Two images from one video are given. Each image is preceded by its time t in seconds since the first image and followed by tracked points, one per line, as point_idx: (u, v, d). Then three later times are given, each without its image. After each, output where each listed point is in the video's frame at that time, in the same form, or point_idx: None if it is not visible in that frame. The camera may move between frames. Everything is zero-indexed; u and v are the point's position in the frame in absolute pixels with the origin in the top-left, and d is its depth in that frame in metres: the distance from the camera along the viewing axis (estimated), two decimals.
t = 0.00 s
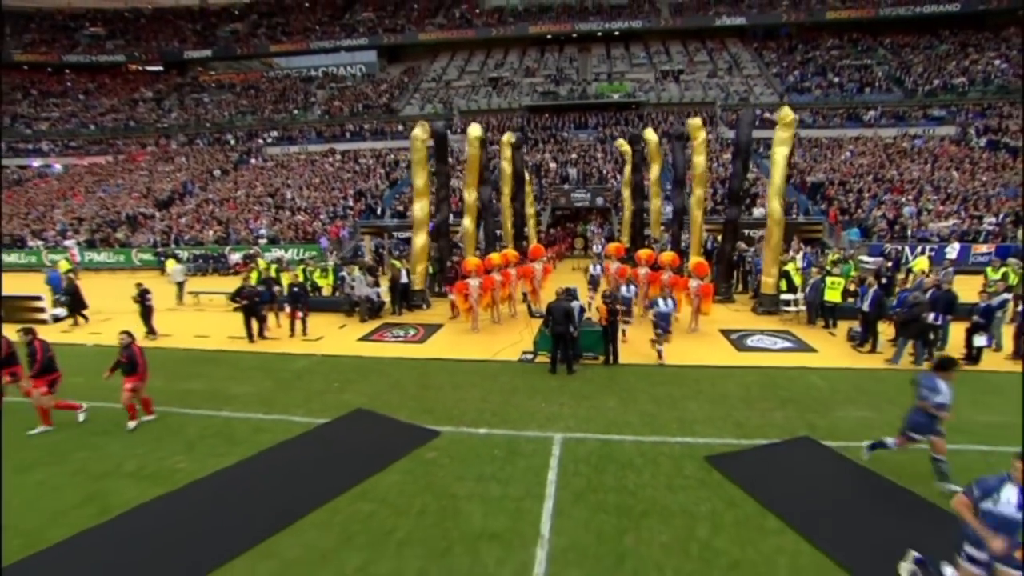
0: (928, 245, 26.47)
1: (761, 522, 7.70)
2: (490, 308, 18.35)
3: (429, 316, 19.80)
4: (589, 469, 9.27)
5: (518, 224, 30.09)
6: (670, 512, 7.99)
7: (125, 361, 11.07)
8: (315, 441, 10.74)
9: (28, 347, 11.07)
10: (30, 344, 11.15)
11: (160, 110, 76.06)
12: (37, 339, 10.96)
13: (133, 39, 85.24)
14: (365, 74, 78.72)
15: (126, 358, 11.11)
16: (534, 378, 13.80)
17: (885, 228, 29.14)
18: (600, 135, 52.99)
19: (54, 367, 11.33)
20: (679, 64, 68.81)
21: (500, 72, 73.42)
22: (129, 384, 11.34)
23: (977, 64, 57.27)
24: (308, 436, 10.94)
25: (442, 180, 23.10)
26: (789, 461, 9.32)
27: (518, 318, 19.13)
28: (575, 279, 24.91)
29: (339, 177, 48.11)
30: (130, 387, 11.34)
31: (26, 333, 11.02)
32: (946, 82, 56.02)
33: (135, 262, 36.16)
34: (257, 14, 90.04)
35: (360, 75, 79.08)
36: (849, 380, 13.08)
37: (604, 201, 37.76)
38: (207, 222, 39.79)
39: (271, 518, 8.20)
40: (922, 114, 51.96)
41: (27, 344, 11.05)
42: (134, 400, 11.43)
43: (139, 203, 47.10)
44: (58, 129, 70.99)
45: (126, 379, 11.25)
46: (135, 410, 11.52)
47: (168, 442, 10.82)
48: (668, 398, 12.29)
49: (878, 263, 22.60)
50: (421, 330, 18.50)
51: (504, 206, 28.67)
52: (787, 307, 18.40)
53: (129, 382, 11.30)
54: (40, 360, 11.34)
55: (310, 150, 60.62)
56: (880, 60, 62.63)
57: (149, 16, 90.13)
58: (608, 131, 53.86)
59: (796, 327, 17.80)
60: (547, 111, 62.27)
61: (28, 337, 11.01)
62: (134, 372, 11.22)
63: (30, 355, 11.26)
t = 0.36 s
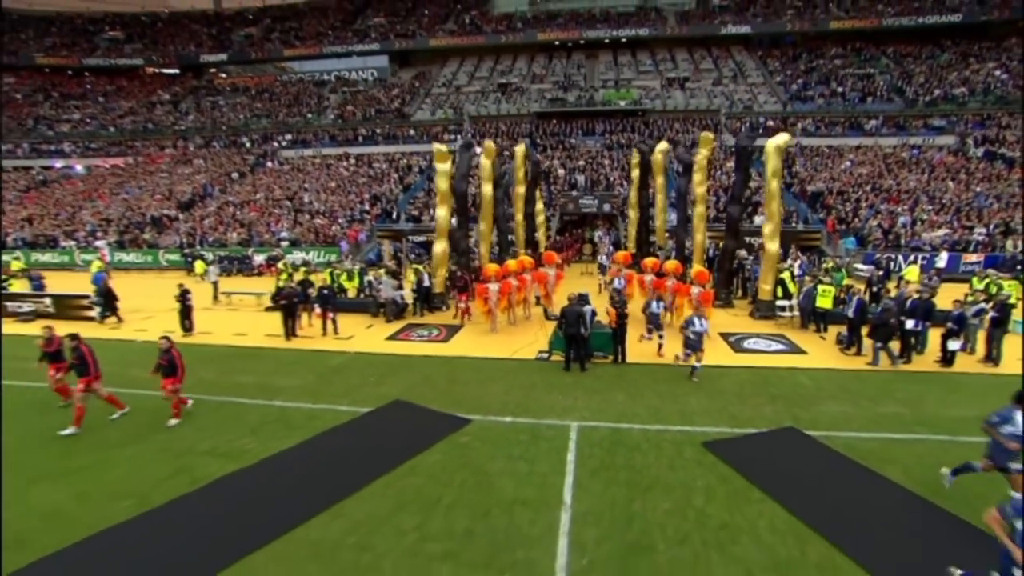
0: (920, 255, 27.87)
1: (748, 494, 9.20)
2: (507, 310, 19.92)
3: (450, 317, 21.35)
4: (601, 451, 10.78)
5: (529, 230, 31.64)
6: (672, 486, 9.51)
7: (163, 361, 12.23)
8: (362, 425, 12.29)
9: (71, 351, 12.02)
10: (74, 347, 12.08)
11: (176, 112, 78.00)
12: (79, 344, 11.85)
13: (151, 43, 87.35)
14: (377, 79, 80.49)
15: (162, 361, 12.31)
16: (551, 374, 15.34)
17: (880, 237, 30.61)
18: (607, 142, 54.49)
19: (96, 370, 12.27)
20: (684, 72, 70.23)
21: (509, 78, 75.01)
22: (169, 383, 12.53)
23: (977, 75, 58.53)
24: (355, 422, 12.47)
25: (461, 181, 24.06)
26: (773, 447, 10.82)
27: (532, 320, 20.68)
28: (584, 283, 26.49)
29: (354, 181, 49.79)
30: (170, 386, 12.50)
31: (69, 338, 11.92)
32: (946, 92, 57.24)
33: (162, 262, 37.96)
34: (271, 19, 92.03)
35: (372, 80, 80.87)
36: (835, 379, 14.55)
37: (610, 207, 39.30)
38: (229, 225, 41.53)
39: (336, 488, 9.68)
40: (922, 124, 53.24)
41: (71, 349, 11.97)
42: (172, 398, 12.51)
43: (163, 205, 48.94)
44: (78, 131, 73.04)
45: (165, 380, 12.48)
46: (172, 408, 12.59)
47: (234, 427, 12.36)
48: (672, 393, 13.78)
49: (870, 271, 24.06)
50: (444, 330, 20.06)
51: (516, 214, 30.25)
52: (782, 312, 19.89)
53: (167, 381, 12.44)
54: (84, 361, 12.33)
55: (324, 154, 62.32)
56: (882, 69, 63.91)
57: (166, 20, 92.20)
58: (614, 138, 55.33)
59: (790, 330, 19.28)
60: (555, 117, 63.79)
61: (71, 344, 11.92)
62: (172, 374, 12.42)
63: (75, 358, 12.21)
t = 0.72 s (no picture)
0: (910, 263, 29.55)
1: (744, 477, 10.86)
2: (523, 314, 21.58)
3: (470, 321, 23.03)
4: (618, 441, 12.46)
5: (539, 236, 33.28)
6: (679, 469, 11.17)
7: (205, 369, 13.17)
8: (404, 418, 13.92)
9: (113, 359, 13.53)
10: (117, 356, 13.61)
11: (189, 115, 79.71)
12: (121, 352, 13.36)
13: (162, 46, 88.90)
14: (385, 83, 82.08)
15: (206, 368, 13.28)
16: (568, 374, 16.99)
17: (873, 245, 32.30)
18: (611, 148, 56.10)
19: (138, 374, 13.61)
20: (687, 79, 71.74)
21: (515, 83, 76.58)
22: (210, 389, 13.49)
23: (973, 84, 59.98)
24: (398, 415, 14.09)
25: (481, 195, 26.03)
26: (767, 438, 12.50)
27: (547, 325, 22.31)
28: (593, 288, 28.16)
29: (367, 186, 51.36)
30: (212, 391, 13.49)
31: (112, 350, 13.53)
32: (942, 101, 58.78)
33: (186, 264, 39.68)
34: (280, 22, 93.69)
35: (380, 84, 82.42)
36: (824, 380, 16.20)
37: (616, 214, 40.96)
38: (248, 228, 43.15)
39: (390, 471, 11.31)
40: (918, 132, 54.70)
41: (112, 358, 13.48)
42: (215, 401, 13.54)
43: (182, 208, 50.58)
44: (94, 133, 74.68)
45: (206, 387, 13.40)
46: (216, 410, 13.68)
47: (291, 419, 13.99)
48: (678, 392, 15.41)
49: (862, 279, 25.71)
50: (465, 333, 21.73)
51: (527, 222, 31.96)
52: (778, 317, 21.57)
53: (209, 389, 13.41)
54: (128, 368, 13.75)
55: (334, 157, 63.90)
56: (880, 77, 65.34)
57: (177, 23, 93.82)
58: (618, 144, 56.88)
59: (785, 335, 20.94)
60: (560, 122, 65.30)
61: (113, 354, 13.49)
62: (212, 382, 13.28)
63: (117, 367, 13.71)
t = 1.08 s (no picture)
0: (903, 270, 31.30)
1: (748, 466, 12.61)
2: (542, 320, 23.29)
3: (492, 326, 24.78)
4: (637, 435, 14.23)
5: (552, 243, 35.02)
6: (692, 459, 12.92)
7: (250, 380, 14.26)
8: (445, 415, 15.67)
9: (154, 370, 14.60)
10: (161, 368, 14.78)
11: (201, 118, 81.30)
12: (163, 361, 14.47)
13: (173, 50, 90.28)
14: (393, 88, 83.65)
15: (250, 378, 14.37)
16: (587, 376, 18.74)
17: (869, 253, 34.08)
18: (616, 154, 57.76)
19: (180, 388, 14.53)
20: (690, 84, 73.31)
21: (521, 89, 78.16)
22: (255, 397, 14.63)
23: (969, 91, 61.54)
24: (439, 412, 15.83)
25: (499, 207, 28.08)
26: (767, 433, 14.26)
27: (564, 330, 24.03)
28: (605, 295, 29.89)
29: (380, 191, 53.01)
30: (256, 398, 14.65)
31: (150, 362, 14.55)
32: (939, 108, 60.38)
33: (211, 268, 41.46)
34: (289, 26, 95.15)
35: (388, 88, 83.97)
36: (819, 382, 17.94)
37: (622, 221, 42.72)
38: (268, 233, 44.81)
39: (441, 461, 13.08)
40: (915, 139, 56.28)
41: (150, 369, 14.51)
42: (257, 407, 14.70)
43: (201, 213, 52.23)
44: (108, 136, 76.19)
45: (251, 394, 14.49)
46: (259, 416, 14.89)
47: (344, 416, 15.73)
48: (689, 393, 17.15)
49: (857, 286, 27.45)
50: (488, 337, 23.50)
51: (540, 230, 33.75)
52: (778, 323, 23.32)
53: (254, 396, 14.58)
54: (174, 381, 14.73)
55: (346, 161, 65.52)
56: (879, 84, 66.87)
57: (187, 27, 95.25)
58: (623, 149, 58.50)
59: (785, 340, 22.67)
60: (566, 128, 66.92)
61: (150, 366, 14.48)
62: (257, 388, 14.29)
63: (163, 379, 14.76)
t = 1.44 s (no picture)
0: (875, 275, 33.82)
1: (740, 456, 14.67)
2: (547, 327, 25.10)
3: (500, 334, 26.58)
4: (643, 431, 16.22)
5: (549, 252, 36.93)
6: (692, 451, 14.94)
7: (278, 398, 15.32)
8: (470, 417, 17.44)
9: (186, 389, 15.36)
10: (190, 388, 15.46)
11: (190, 123, 81.35)
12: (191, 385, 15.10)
13: (160, 52, 89.83)
14: (384, 93, 84.67)
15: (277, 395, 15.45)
16: (594, 379, 20.66)
17: (845, 259, 36.62)
18: (605, 160, 59.81)
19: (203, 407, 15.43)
20: (674, 92, 75.69)
21: (511, 95, 79.83)
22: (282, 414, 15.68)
23: (937, 101, 64.97)
24: (464, 414, 17.61)
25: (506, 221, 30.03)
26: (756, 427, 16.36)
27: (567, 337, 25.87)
28: (603, 303, 31.85)
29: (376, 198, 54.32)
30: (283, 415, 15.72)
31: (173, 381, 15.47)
32: (909, 117, 63.61)
33: (215, 276, 42.57)
34: (277, 29, 95.29)
35: (379, 93, 84.93)
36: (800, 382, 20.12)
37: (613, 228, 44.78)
38: (270, 241, 45.88)
39: (475, 457, 14.87)
40: (887, 146, 59.33)
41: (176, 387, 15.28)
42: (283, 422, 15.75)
43: (199, 219, 52.93)
44: (96, 140, 75.84)
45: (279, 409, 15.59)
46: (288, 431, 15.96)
47: (379, 419, 17.42)
48: (686, 393, 19.17)
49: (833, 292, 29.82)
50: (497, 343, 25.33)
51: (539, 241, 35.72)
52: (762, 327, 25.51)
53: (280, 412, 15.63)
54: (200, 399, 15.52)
55: (339, 167, 66.50)
56: (854, 93, 69.97)
57: (174, 29, 94.79)
58: (612, 156, 60.55)
59: (769, 343, 24.85)
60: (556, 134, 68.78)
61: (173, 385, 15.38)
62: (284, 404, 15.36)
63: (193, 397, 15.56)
